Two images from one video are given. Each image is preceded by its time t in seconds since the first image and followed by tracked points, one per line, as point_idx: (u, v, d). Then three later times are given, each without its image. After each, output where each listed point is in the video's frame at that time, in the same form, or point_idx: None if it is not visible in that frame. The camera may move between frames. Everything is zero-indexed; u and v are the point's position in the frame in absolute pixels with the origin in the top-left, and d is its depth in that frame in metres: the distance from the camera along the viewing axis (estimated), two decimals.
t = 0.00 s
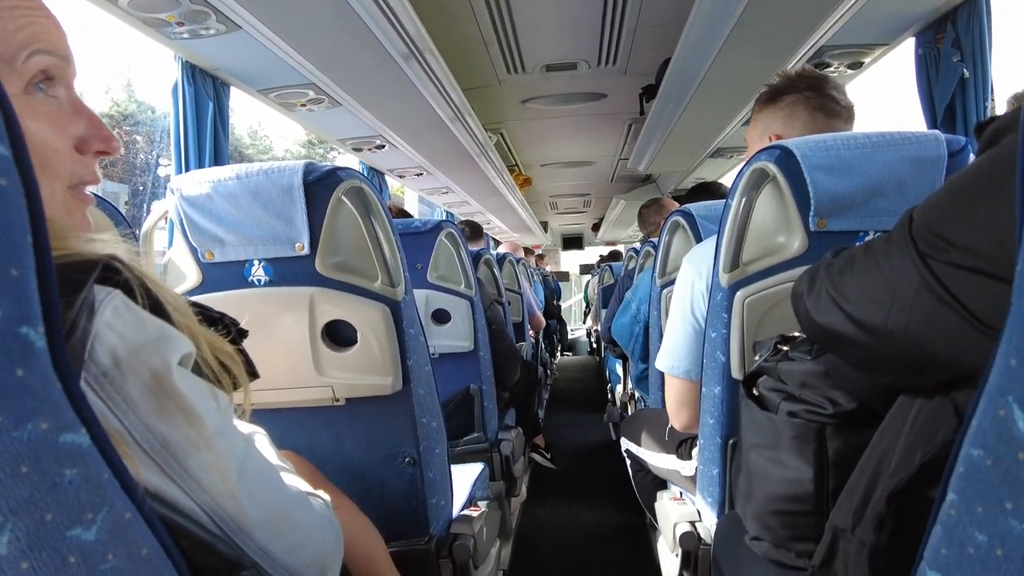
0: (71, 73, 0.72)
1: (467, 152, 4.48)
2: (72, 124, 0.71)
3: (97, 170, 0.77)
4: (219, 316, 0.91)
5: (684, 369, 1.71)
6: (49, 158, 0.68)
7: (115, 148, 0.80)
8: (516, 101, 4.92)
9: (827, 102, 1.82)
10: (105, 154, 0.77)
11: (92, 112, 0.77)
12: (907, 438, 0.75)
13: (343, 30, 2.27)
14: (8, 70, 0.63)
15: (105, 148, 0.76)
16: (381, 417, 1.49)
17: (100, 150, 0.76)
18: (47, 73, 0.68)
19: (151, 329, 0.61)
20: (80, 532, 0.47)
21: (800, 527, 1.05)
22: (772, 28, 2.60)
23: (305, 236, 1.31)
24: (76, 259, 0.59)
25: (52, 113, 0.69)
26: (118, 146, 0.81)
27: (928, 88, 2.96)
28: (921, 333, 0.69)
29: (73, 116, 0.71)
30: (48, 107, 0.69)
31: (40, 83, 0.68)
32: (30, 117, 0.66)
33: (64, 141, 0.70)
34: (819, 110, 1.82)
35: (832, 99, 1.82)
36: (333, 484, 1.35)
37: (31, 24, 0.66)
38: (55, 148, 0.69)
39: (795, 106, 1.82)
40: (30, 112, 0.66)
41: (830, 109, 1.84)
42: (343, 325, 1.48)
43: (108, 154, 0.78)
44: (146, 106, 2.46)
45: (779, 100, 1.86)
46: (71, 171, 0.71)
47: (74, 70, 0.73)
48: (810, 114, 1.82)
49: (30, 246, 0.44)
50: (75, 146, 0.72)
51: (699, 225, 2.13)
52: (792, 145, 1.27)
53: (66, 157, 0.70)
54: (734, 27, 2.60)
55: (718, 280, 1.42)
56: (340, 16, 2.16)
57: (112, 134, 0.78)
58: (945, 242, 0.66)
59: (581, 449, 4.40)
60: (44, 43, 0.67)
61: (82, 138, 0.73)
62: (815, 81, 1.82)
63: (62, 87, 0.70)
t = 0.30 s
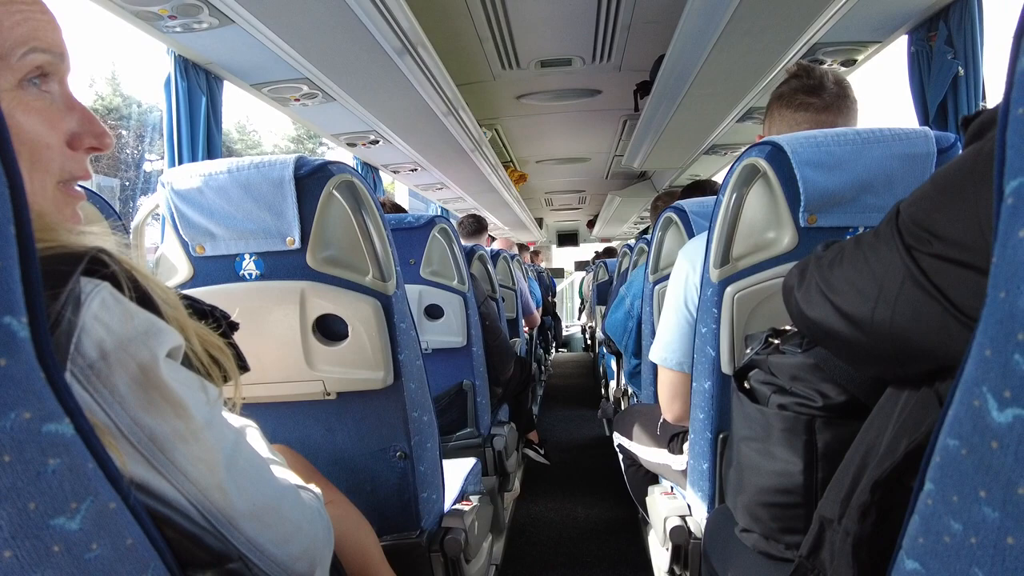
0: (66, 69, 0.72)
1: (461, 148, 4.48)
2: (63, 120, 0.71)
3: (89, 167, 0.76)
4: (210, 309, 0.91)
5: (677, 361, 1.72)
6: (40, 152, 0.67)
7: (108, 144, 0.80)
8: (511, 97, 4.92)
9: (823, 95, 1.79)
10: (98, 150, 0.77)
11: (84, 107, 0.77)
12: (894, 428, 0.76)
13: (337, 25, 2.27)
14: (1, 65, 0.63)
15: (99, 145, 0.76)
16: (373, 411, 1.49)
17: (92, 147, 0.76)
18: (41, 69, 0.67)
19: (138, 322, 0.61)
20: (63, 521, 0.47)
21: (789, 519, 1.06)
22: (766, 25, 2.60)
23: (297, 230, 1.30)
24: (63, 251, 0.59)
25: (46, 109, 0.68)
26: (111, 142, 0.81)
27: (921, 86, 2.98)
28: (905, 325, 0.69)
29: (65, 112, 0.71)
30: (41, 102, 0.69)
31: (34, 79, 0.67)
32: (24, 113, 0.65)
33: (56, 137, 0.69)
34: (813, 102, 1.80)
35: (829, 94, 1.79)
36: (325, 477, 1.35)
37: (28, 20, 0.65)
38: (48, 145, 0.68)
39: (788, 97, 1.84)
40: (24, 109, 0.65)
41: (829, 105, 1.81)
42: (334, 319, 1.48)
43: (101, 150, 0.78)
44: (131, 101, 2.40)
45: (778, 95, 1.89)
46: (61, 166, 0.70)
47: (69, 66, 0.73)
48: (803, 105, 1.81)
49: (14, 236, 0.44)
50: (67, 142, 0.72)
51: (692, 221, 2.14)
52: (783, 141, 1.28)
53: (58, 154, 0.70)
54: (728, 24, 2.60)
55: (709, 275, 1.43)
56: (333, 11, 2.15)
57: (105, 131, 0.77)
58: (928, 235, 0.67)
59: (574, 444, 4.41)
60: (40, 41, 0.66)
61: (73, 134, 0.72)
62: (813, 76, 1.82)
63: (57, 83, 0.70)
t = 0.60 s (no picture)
0: (77, 74, 0.71)
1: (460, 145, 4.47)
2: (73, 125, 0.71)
3: (95, 171, 0.77)
4: (216, 310, 0.92)
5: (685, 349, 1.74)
6: (46, 156, 0.67)
7: (115, 148, 0.80)
8: (509, 93, 4.92)
9: (839, 90, 1.81)
10: (106, 155, 0.77)
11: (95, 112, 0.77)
12: (892, 422, 0.77)
13: (336, 22, 2.26)
14: (13, 72, 0.62)
15: (106, 150, 0.77)
16: (374, 407, 1.50)
17: (100, 152, 0.76)
18: (54, 76, 0.67)
19: (146, 319, 0.62)
20: (78, 516, 0.48)
21: (788, 513, 1.08)
22: (764, 22, 2.61)
23: (298, 228, 1.31)
24: (73, 249, 0.60)
25: (57, 114, 0.69)
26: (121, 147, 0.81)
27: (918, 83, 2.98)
28: (902, 320, 0.70)
29: (77, 118, 0.72)
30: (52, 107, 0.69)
31: (47, 84, 0.67)
32: (34, 118, 0.66)
33: (65, 141, 0.70)
34: (829, 97, 1.82)
35: (845, 87, 1.80)
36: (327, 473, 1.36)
37: (41, 27, 0.63)
38: (57, 150, 0.69)
39: (804, 93, 1.86)
40: (36, 114, 0.66)
41: (846, 98, 1.82)
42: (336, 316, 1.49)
43: (109, 155, 0.78)
44: (122, 96, 2.31)
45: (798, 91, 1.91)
46: (67, 170, 0.71)
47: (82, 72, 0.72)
48: (814, 101, 1.84)
49: (26, 235, 0.45)
50: (76, 147, 0.72)
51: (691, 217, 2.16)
52: (781, 137, 1.29)
53: (66, 158, 0.70)
54: (726, 21, 2.61)
55: (709, 271, 1.45)
56: (332, 8, 2.15)
57: (113, 136, 0.78)
58: (927, 231, 0.67)
59: (573, 440, 4.43)
60: (53, 47, 0.65)
61: (84, 139, 0.73)
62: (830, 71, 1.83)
63: (69, 89, 0.70)
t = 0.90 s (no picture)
0: (86, 75, 0.71)
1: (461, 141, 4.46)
2: (81, 126, 0.69)
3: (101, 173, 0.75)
4: (223, 303, 0.93)
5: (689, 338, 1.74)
6: (58, 159, 0.65)
7: (118, 150, 0.79)
8: (510, 89, 4.90)
9: (842, 85, 1.84)
10: (110, 157, 0.76)
11: (101, 116, 0.75)
12: (895, 416, 0.77)
13: (335, 18, 2.25)
14: (24, 72, 0.61)
15: (111, 152, 0.76)
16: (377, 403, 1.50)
17: (105, 154, 0.75)
18: (63, 76, 0.66)
19: (149, 317, 0.61)
20: (83, 510, 0.48)
21: (791, 506, 1.08)
22: (765, 16, 2.60)
23: (300, 223, 1.31)
24: (76, 244, 0.61)
25: (66, 114, 0.67)
26: (121, 149, 0.79)
27: (920, 77, 2.96)
28: (907, 313, 0.70)
29: (84, 118, 0.70)
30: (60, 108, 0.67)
31: (56, 84, 0.66)
32: (43, 118, 0.64)
33: (74, 142, 0.68)
34: (832, 93, 1.86)
35: (848, 81, 1.83)
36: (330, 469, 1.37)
37: (53, 26, 0.63)
38: (67, 149, 0.67)
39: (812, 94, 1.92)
40: (44, 114, 0.64)
41: (853, 91, 1.83)
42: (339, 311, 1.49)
43: (112, 157, 0.77)
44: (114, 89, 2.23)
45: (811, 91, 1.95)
46: (79, 172, 0.68)
47: (88, 72, 0.71)
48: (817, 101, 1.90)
49: (30, 231, 0.45)
50: (82, 148, 0.70)
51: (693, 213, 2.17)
52: (784, 132, 1.29)
53: (76, 160, 0.68)
54: (727, 15, 2.60)
55: (711, 266, 1.45)
56: (332, 4, 2.14)
57: (116, 137, 0.77)
58: (931, 223, 0.67)
59: (575, 435, 4.44)
60: (65, 47, 0.65)
61: (90, 140, 0.71)
62: (833, 71, 1.89)
63: (77, 89, 0.69)
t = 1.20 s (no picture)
0: (122, 87, 0.71)
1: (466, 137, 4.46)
2: (115, 136, 0.69)
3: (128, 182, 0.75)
4: (241, 306, 0.94)
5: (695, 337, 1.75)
6: (86, 166, 0.66)
7: (146, 161, 0.78)
8: (515, 84, 4.89)
9: (834, 89, 1.84)
10: (138, 168, 0.76)
11: (134, 127, 0.75)
12: (907, 412, 0.77)
13: (340, 14, 2.25)
14: (62, 80, 0.62)
15: (140, 163, 0.75)
16: (385, 399, 1.51)
17: (133, 164, 0.74)
18: (100, 86, 0.67)
19: (165, 321, 0.59)
20: (102, 507, 0.48)
21: (799, 503, 1.08)
22: (772, 11, 2.58)
23: (308, 220, 1.31)
24: (92, 244, 0.61)
25: (100, 124, 0.67)
26: (150, 159, 0.79)
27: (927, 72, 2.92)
28: (920, 310, 0.69)
29: (117, 128, 0.70)
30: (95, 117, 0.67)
31: (92, 94, 0.66)
32: (76, 125, 0.64)
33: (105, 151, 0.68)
34: (826, 98, 1.86)
35: (839, 85, 1.83)
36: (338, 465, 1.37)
37: (95, 39, 0.64)
38: (96, 157, 0.67)
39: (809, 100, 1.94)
40: (78, 122, 0.65)
41: (846, 95, 1.83)
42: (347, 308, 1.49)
43: (140, 167, 0.77)
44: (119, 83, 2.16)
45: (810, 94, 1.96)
46: (104, 180, 0.68)
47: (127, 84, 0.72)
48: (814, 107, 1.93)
49: (48, 230, 0.45)
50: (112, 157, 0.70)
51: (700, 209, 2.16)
52: (792, 127, 1.28)
53: (105, 168, 0.68)
54: (733, 11, 2.59)
55: (719, 262, 1.44)
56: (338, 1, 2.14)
57: (146, 148, 0.76)
58: (944, 220, 0.67)
59: (580, 431, 4.44)
60: (103, 58, 0.65)
61: (120, 150, 0.71)
62: (825, 77, 1.90)
63: (112, 100, 0.69)
